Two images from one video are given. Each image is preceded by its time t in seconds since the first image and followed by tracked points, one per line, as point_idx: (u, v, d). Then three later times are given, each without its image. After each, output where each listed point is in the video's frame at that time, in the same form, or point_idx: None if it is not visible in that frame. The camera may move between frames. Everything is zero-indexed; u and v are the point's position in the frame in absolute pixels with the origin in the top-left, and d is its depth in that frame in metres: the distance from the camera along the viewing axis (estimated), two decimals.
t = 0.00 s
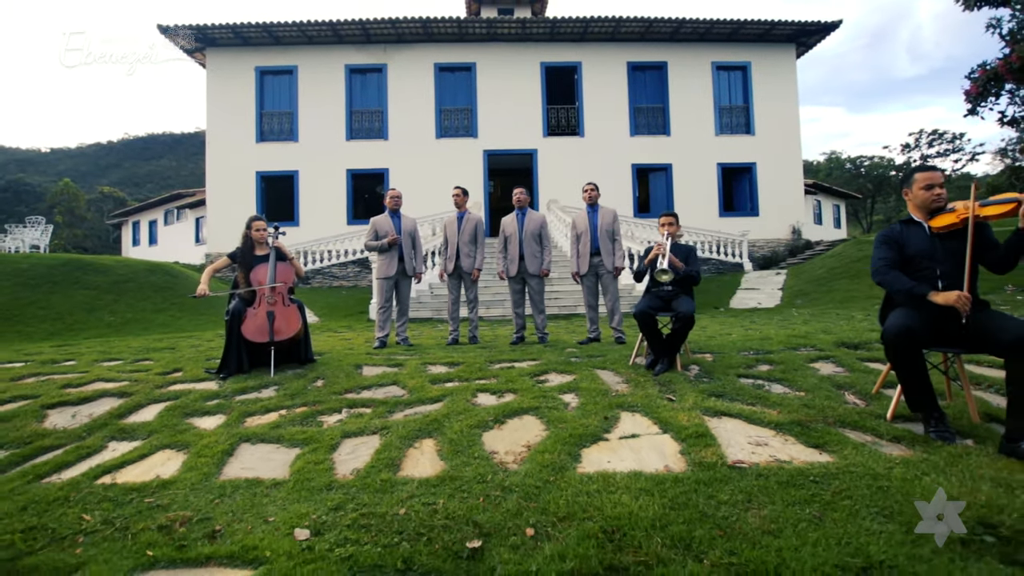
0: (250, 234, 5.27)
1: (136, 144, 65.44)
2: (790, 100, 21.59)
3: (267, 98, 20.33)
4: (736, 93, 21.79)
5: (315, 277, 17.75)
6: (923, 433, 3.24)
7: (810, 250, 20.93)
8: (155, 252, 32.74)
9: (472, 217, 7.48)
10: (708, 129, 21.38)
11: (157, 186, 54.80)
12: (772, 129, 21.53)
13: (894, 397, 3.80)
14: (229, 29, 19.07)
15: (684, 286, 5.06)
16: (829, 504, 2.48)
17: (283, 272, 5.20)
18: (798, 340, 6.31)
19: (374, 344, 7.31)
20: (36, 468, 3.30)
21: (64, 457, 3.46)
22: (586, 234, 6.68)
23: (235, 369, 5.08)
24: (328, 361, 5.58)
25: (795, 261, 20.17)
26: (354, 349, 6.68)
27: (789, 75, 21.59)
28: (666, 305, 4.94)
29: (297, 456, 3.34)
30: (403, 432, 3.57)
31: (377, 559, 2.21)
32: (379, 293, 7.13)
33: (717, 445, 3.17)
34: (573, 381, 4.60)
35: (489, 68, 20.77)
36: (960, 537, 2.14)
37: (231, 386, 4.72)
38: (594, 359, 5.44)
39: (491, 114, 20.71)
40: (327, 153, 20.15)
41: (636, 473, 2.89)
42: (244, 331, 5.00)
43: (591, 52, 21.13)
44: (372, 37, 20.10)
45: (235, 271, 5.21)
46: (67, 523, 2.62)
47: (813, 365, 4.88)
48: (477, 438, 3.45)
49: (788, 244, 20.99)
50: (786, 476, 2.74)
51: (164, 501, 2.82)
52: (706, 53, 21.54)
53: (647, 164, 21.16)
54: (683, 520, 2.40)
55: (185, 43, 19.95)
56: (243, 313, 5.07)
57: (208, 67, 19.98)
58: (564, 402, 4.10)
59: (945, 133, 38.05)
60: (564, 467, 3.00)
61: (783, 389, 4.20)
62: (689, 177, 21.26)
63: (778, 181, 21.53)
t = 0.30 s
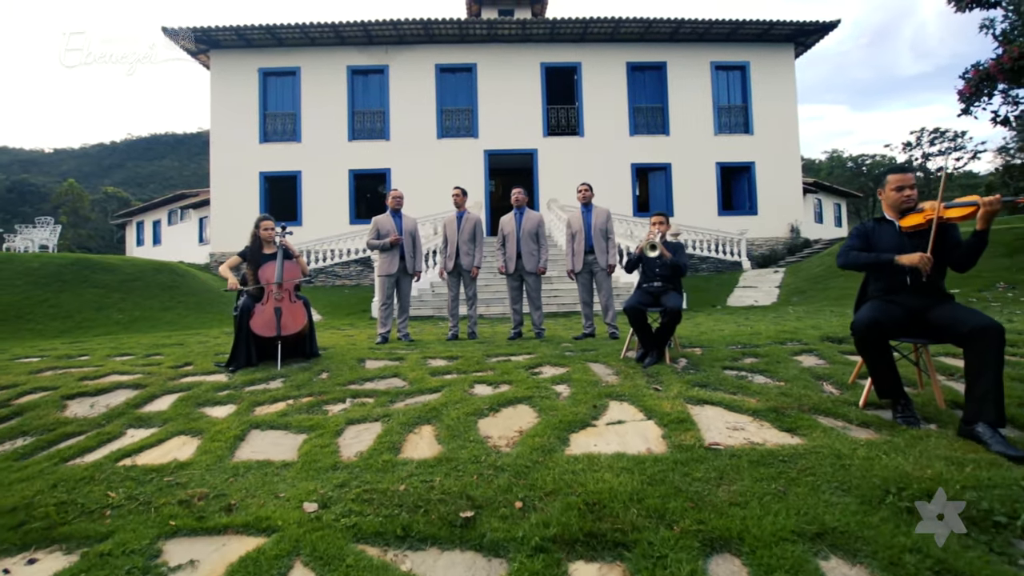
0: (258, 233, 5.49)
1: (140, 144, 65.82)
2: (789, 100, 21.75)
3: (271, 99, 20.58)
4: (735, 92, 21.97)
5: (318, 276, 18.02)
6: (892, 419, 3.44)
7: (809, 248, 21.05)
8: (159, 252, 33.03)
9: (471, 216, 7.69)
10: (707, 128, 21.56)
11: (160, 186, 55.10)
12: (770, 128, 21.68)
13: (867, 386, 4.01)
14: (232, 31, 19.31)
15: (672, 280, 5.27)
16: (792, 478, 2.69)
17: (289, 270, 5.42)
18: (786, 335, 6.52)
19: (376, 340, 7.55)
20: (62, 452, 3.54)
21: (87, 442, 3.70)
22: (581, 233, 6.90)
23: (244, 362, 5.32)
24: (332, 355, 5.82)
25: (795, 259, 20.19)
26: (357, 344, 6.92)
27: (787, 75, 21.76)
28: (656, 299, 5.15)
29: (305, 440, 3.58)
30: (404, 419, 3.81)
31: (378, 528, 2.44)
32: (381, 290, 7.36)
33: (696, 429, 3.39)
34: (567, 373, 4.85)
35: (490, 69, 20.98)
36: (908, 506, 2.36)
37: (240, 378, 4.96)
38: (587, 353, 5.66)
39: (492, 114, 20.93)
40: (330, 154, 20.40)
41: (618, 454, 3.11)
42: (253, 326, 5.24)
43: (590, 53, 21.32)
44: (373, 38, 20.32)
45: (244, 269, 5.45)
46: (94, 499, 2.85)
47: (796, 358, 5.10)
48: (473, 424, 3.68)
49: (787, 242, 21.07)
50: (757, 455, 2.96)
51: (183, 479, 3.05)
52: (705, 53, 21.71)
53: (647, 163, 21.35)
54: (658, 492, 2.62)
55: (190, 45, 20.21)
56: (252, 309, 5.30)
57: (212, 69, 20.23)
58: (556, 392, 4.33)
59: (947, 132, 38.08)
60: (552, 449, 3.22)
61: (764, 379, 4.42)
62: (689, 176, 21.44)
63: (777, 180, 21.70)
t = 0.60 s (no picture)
0: (266, 233, 5.73)
1: (143, 144, 66.27)
2: (787, 100, 21.93)
3: (275, 100, 20.84)
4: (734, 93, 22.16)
5: (321, 275, 18.31)
6: (862, 407, 3.65)
7: (807, 248, 21.17)
8: (163, 251, 33.36)
9: (470, 217, 7.94)
10: (706, 128, 21.75)
11: (163, 185, 55.45)
12: (769, 128, 21.85)
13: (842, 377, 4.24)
14: (237, 34, 19.57)
15: (661, 278, 5.51)
16: (760, 458, 2.92)
17: (296, 268, 5.68)
18: (775, 331, 6.74)
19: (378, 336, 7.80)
20: (86, 437, 3.79)
21: (109, 428, 3.96)
22: (577, 233, 7.13)
23: (252, 356, 5.58)
24: (337, 349, 6.07)
25: (793, 258, 20.32)
26: (360, 340, 7.18)
27: (786, 75, 21.94)
28: (646, 296, 5.39)
29: (312, 426, 3.83)
30: (405, 408, 4.06)
31: (380, 500, 2.68)
32: (383, 287, 7.61)
33: (678, 416, 3.63)
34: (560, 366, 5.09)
35: (491, 70, 21.20)
36: (862, 481, 2.59)
37: (249, 370, 5.21)
38: (581, 348, 5.90)
39: (493, 115, 21.16)
40: (332, 155, 20.66)
41: (604, 439, 3.34)
42: (262, 321, 5.51)
43: (591, 54, 21.53)
44: (376, 40, 20.56)
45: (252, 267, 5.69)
46: (120, 476, 3.11)
47: (780, 352, 5.33)
48: (469, 412, 3.93)
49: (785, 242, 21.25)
50: (731, 439, 3.20)
51: (200, 459, 3.31)
52: (704, 54, 21.89)
53: (646, 163, 21.56)
54: (636, 471, 2.85)
55: (194, 47, 20.49)
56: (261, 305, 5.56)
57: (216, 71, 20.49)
58: (549, 383, 4.57)
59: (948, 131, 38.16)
60: (543, 433, 3.47)
61: (747, 372, 4.66)
62: (688, 176, 21.63)
63: (775, 180, 21.88)
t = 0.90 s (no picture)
0: (273, 234, 5.97)
1: (147, 144, 66.69)
2: (787, 101, 22.09)
3: (279, 102, 21.09)
4: (733, 94, 22.32)
5: (325, 274, 18.58)
6: (838, 399, 3.86)
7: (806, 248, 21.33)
8: (167, 251, 33.65)
9: (470, 217, 8.17)
10: (706, 129, 21.93)
11: (167, 185, 55.78)
12: (769, 129, 22.02)
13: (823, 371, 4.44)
14: (241, 36, 19.81)
15: (654, 277, 5.71)
16: (738, 444, 3.14)
17: (301, 267, 5.89)
18: (766, 329, 6.92)
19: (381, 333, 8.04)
20: (107, 426, 4.03)
21: (127, 418, 4.19)
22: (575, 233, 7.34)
23: (260, 351, 5.81)
24: (341, 346, 6.30)
25: (791, 258, 20.43)
26: (363, 336, 7.41)
27: (786, 76, 22.09)
28: (638, 294, 5.60)
29: (319, 416, 4.06)
30: (406, 399, 4.28)
31: (383, 481, 2.90)
32: (386, 286, 7.82)
33: (664, 407, 3.85)
34: (555, 360, 5.31)
35: (492, 71, 21.42)
36: (828, 464, 2.80)
37: (258, 365, 5.45)
38: (576, 344, 6.11)
39: (494, 116, 21.37)
40: (335, 156, 20.90)
41: (593, 427, 3.56)
42: (270, 318, 5.74)
43: (591, 55, 21.72)
44: (378, 42, 20.79)
45: (260, 267, 5.93)
46: (142, 460, 3.34)
47: (768, 348, 5.53)
48: (467, 403, 4.15)
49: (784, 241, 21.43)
50: (712, 427, 3.42)
51: (215, 446, 3.54)
52: (704, 55, 22.07)
53: (646, 164, 21.76)
54: (621, 455, 3.07)
55: (199, 49, 20.75)
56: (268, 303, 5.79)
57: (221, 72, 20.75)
58: (544, 377, 4.80)
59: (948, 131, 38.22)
60: (536, 422, 3.69)
61: (733, 366, 4.88)
62: (688, 176, 21.81)
63: (775, 180, 22.04)
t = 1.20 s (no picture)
0: (279, 234, 6.17)
1: (151, 144, 67.04)
2: (787, 101, 22.23)
3: (283, 102, 21.32)
4: (734, 93, 22.46)
5: (328, 273, 18.81)
6: (821, 390, 4.06)
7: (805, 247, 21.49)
8: (172, 250, 33.92)
9: (471, 217, 8.37)
10: (706, 129, 22.09)
11: (170, 185, 56.11)
12: (769, 128, 22.17)
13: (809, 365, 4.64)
14: (246, 37, 20.04)
15: (648, 275, 5.92)
16: (721, 431, 3.34)
17: (307, 265, 6.10)
18: (758, 326, 7.12)
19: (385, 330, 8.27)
20: (127, 415, 4.25)
21: (145, 408, 4.41)
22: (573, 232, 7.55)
23: (269, 347, 6.06)
24: (346, 341, 6.53)
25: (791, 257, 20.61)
26: (368, 333, 7.63)
27: (786, 76, 22.23)
28: (633, 291, 5.80)
29: (327, 406, 4.28)
30: (410, 391, 4.50)
31: (389, 464, 3.12)
32: (389, 284, 8.05)
33: (654, 397, 4.06)
34: (553, 355, 5.52)
35: (494, 72, 21.61)
36: (803, 448, 3.00)
37: (268, 359, 5.68)
38: (574, 340, 6.31)
39: (496, 116, 21.56)
40: (339, 156, 21.12)
41: (586, 416, 3.78)
42: (278, 315, 5.96)
43: (592, 55, 21.89)
44: (381, 43, 20.99)
45: (267, 266, 6.15)
46: (162, 446, 3.56)
47: (758, 344, 5.74)
48: (468, 394, 4.37)
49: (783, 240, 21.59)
50: (699, 415, 3.62)
51: (230, 433, 3.76)
52: (704, 55, 22.23)
53: (647, 163, 21.94)
54: (611, 441, 3.27)
55: (204, 50, 20.99)
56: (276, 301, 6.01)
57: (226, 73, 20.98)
58: (541, 370, 5.02)
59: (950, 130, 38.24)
60: (533, 412, 3.90)
61: (723, 360, 5.09)
62: (688, 175, 21.98)
63: (775, 179, 22.20)
